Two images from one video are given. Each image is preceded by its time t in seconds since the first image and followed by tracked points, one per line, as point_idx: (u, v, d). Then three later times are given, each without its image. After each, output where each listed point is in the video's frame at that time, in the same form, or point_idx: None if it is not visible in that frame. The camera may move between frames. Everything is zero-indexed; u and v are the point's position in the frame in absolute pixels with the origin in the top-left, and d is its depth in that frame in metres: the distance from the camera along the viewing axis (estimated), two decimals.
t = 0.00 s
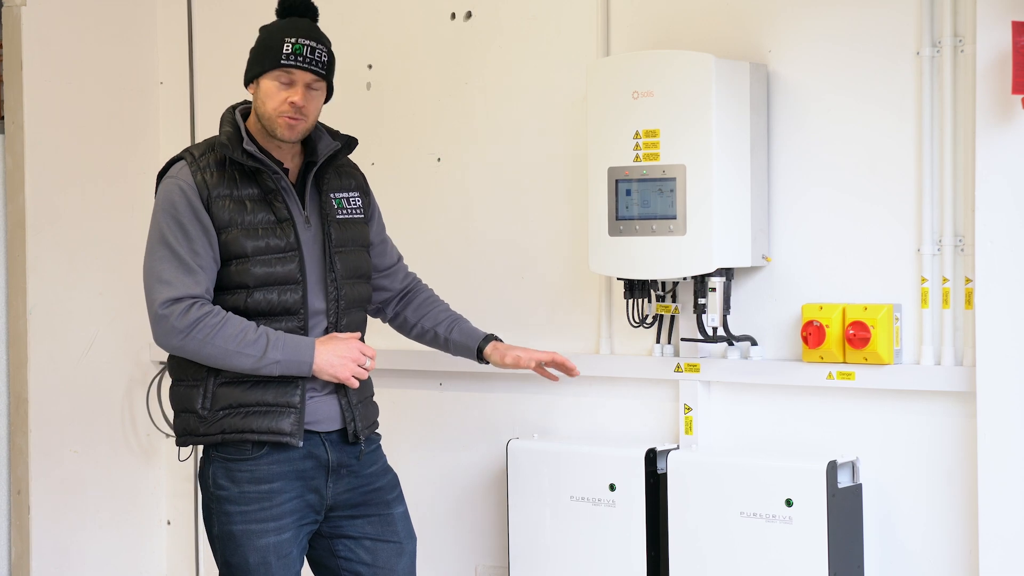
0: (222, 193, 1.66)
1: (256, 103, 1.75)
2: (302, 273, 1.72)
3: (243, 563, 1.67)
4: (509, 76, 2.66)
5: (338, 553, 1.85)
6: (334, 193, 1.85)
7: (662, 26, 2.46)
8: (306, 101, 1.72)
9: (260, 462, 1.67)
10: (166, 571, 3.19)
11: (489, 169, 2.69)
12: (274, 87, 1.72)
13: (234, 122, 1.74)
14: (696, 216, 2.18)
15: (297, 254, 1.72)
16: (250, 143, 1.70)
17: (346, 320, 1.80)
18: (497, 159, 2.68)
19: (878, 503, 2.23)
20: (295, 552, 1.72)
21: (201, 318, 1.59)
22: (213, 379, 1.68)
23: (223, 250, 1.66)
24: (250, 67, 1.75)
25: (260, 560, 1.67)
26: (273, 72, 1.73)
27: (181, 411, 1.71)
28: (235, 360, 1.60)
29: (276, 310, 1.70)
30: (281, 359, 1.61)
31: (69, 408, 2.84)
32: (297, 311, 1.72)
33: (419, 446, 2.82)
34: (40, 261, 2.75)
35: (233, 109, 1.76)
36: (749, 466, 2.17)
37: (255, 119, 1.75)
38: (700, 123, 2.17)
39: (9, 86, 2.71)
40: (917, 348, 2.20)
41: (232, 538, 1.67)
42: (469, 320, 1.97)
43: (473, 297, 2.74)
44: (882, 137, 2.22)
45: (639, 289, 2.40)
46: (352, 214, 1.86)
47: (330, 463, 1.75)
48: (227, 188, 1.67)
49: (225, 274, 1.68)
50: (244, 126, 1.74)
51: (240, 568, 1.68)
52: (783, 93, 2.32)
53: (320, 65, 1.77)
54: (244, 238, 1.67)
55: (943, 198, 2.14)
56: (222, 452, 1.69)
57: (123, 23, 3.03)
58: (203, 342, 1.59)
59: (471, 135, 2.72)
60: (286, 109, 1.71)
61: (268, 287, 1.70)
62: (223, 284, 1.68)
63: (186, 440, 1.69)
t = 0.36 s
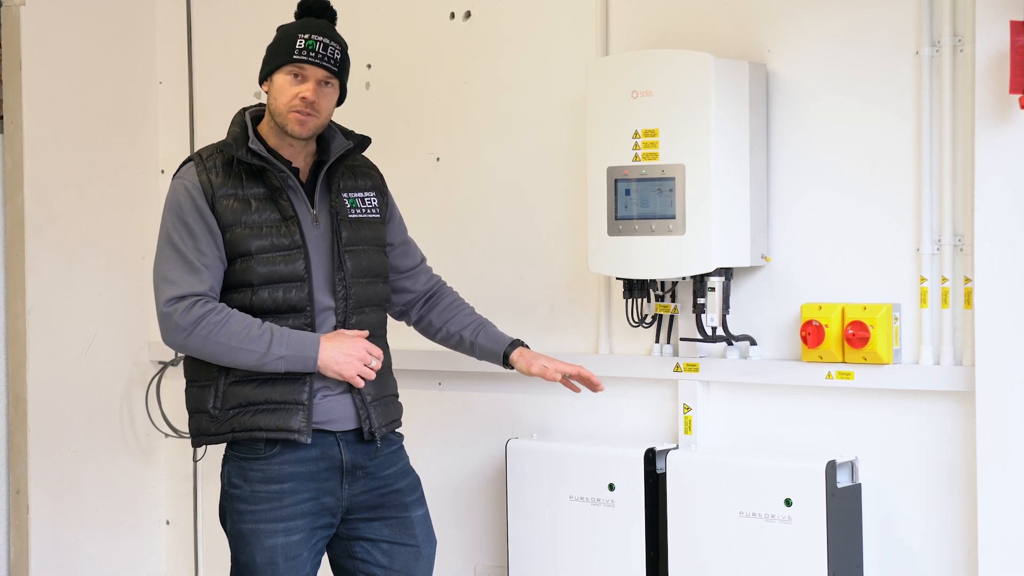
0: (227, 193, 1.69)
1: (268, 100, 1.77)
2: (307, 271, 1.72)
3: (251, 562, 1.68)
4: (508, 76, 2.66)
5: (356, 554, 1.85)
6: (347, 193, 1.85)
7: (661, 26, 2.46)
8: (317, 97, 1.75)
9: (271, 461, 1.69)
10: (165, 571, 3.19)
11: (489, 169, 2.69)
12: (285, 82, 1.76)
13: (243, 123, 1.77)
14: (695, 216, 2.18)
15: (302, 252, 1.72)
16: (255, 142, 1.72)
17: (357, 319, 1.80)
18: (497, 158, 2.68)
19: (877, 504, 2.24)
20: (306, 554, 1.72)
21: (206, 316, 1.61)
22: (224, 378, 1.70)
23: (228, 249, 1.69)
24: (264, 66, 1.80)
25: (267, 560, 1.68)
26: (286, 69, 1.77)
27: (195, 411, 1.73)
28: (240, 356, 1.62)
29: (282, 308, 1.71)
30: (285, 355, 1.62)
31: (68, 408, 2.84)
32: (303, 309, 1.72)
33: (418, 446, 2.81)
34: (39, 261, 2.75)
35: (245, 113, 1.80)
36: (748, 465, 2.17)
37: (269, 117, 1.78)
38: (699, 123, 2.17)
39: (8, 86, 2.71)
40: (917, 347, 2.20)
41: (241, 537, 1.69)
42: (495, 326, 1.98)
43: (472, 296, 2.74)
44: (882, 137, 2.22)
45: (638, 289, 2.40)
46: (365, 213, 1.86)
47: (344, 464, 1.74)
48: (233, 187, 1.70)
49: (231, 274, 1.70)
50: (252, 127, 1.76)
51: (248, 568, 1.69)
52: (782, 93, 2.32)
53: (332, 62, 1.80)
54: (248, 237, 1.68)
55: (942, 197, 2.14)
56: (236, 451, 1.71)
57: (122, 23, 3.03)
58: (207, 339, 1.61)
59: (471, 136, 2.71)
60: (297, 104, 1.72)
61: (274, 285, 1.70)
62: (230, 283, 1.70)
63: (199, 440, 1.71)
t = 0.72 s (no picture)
0: (235, 197, 1.70)
1: (292, 109, 1.76)
2: (319, 271, 1.72)
3: (264, 562, 1.69)
4: (507, 76, 2.66)
5: (366, 553, 1.84)
6: (355, 191, 1.84)
7: (661, 25, 2.46)
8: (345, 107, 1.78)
9: (287, 461, 1.69)
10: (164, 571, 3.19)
11: (489, 169, 2.69)
12: (313, 94, 1.75)
13: (246, 126, 1.77)
14: (694, 216, 2.18)
15: (313, 251, 1.72)
16: (261, 145, 1.73)
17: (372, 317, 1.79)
18: (496, 158, 2.68)
19: (876, 505, 2.23)
20: (319, 555, 1.72)
21: (220, 319, 1.62)
22: (241, 382, 1.71)
23: (239, 252, 1.69)
24: (281, 73, 1.77)
25: (280, 560, 1.68)
26: (314, 80, 1.75)
27: (212, 417, 1.74)
28: (256, 358, 1.62)
29: (296, 308, 1.71)
30: (302, 354, 1.62)
31: (66, 408, 2.84)
32: (317, 308, 1.72)
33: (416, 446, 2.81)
34: (37, 261, 2.75)
35: (248, 116, 1.81)
36: (748, 465, 2.16)
37: (288, 123, 1.78)
38: (698, 124, 2.17)
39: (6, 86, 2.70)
40: (916, 347, 2.19)
41: (255, 536, 1.70)
42: (500, 327, 1.97)
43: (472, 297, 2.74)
44: (881, 137, 2.22)
45: (636, 289, 2.38)
46: (375, 211, 1.86)
47: (360, 464, 1.74)
48: (240, 191, 1.70)
49: (244, 277, 1.71)
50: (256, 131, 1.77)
51: (261, 567, 1.69)
52: (781, 93, 2.32)
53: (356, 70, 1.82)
54: (259, 239, 1.69)
55: (941, 198, 2.14)
56: (254, 452, 1.72)
57: (120, 22, 3.02)
58: (223, 342, 1.61)
59: (471, 136, 2.71)
60: (330, 117, 1.76)
61: (286, 286, 1.71)
62: (243, 286, 1.71)
63: (218, 445, 1.72)
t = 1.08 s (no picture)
0: (246, 199, 1.68)
1: (301, 122, 1.73)
2: (331, 274, 1.74)
3: (269, 563, 1.68)
4: (507, 75, 2.66)
5: (356, 549, 1.87)
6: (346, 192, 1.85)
7: (660, 25, 2.46)
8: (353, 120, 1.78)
9: (291, 461, 1.69)
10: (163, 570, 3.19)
11: (488, 168, 2.69)
12: (328, 112, 1.73)
13: (245, 125, 1.74)
14: (693, 216, 2.18)
15: (324, 254, 1.74)
16: (267, 147, 1.71)
17: (373, 316, 1.84)
18: (496, 158, 2.68)
19: (875, 503, 2.23)
20: (320, 553, 1.73)
21: (248, 326, 1.60)
22: (250, 387, 1.67)
23: (253, 255, 1.68)
24: (295, 88, 1.70)
25: (286, 561, 1.68)
26: (330, 99, 1.72)
27: (213, 421, 1.68)
28: (285, 366, 1.61)
29: (310, 312, 1.73)
30: (330, 363, 1.63)
31: (65, 407, 2.84)
32: (330, 311, 1.75)
33: (415, 445, 2.81)
34: (36, 261, 2.75)
35: (241, 116, 1.77)
36: (747, 465, 2.16)
37: (293, 131, 1.74)
38: (697, 123, 2.17)
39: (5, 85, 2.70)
40: (915, 347, 2.19)
41: (259, 538, 1.68)
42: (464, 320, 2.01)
43: (471, 296, 2.73)
44: (881, 136, 2.21)
45: (635, 288, 2.38)
46: (363, 210, 1.87)
47: (359, 461, 1.77)
48: (250, 194, 1.68)
49: (257, 280, 1.69)
50: (254, 130, 1.74)
51: (266, 569, 1.69)
52: (780, 93, 2.32)
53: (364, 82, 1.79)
54: (274, 242, 1.69)
55: (940, 197, 2.14)
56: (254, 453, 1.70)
57: (119, 22, 3.02)
58: (252, 350, 1.60)
59: (471, 135, 2.71)
60: (339, 131, 1.76)
61: (302, 290, 1.72)
62: (255, 290, 1.70)
63: (223, 450, 1.67)
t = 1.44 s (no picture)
0: (259, 208, 1.68)
1: (284, 131, 1.72)
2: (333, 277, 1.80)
3: (265, 562, 1.69)
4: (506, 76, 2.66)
5: (333, 546, 1.88)
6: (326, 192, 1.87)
7: (660, 24, 2.46)
8: (337, 131, 1.78)
9: (283, 461, 1.70)
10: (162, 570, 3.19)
11: (487, 168, 2.69)
12: (311, 123, 1.72)
13: (239, 133, 1.71)
14: (695, 215, 2.18)
15: (326, 259, 1.78)
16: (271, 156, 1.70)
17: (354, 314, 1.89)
18: (495, 157, 2.68)
19: (875, 503, 2.23)
20: (310, 549, 1.75)
21: (304, 329, 1.64)
22: (261, 392, 1.67)
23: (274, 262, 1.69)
24: (279, 99, 1.68)
25: (282, 560, 1.69)
26: (314, 112, 1.71)
27: (220, 427, 1.67)
28: (343, 361, 1.67)
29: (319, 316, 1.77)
30: (383, 355, 1.69)
31: (65, 407, 2.84)
32: (335, 314, 1.80)
33: (414, 445, 2.81)
34: (35, 261, 2.74)
35: (230, 120, 1.73)
36: (748, 465, 2.16)
37: (275, 137, 1.74)
38: (698, 123, 2.17)
39: (5, 85, 2.70)
40: (915, 347, 2.19)
41: (254, 538, 1.68)
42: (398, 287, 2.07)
43: (470, 296, 2.73)
44: (881, 136, 2.21)
45: (636, 286, 2.37)
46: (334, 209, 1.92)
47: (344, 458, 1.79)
48: (261, 203, 1.68)
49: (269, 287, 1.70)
50: (245, 130, 1.72)
51: (261, 568, 1.69)
52: (780, 92, 2.32)
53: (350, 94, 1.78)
54: (291, 249, 1.71)
55: (940, 196, 2.14)
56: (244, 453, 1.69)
57: (118, 22, 3.02)
58: (313, 352, 1.64)
59: (470, 135, 2.71)
60: (321, 142, 1.76)
61: (313, 294, 1.76)
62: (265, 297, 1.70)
63: (230, 456, 1.66)
